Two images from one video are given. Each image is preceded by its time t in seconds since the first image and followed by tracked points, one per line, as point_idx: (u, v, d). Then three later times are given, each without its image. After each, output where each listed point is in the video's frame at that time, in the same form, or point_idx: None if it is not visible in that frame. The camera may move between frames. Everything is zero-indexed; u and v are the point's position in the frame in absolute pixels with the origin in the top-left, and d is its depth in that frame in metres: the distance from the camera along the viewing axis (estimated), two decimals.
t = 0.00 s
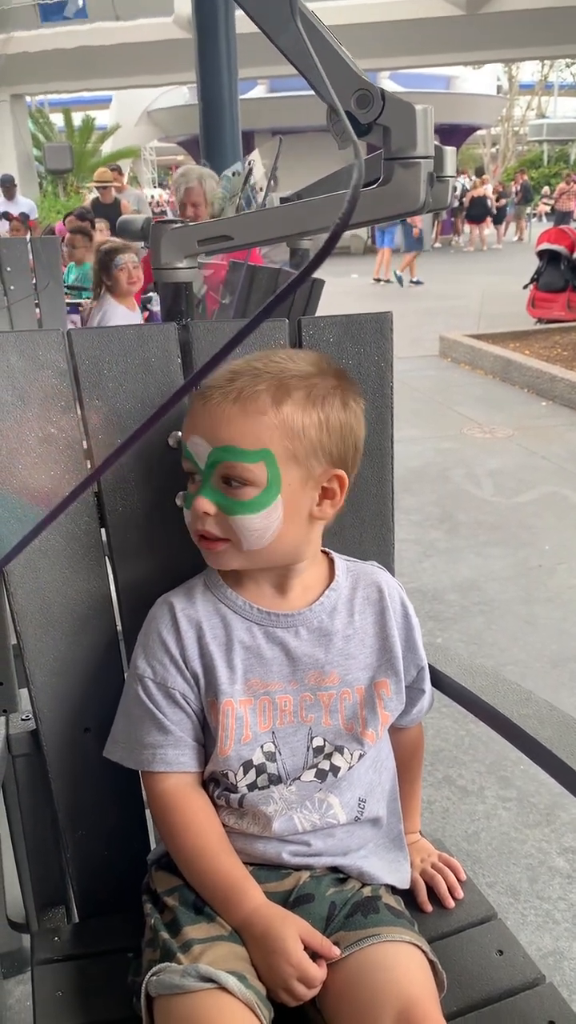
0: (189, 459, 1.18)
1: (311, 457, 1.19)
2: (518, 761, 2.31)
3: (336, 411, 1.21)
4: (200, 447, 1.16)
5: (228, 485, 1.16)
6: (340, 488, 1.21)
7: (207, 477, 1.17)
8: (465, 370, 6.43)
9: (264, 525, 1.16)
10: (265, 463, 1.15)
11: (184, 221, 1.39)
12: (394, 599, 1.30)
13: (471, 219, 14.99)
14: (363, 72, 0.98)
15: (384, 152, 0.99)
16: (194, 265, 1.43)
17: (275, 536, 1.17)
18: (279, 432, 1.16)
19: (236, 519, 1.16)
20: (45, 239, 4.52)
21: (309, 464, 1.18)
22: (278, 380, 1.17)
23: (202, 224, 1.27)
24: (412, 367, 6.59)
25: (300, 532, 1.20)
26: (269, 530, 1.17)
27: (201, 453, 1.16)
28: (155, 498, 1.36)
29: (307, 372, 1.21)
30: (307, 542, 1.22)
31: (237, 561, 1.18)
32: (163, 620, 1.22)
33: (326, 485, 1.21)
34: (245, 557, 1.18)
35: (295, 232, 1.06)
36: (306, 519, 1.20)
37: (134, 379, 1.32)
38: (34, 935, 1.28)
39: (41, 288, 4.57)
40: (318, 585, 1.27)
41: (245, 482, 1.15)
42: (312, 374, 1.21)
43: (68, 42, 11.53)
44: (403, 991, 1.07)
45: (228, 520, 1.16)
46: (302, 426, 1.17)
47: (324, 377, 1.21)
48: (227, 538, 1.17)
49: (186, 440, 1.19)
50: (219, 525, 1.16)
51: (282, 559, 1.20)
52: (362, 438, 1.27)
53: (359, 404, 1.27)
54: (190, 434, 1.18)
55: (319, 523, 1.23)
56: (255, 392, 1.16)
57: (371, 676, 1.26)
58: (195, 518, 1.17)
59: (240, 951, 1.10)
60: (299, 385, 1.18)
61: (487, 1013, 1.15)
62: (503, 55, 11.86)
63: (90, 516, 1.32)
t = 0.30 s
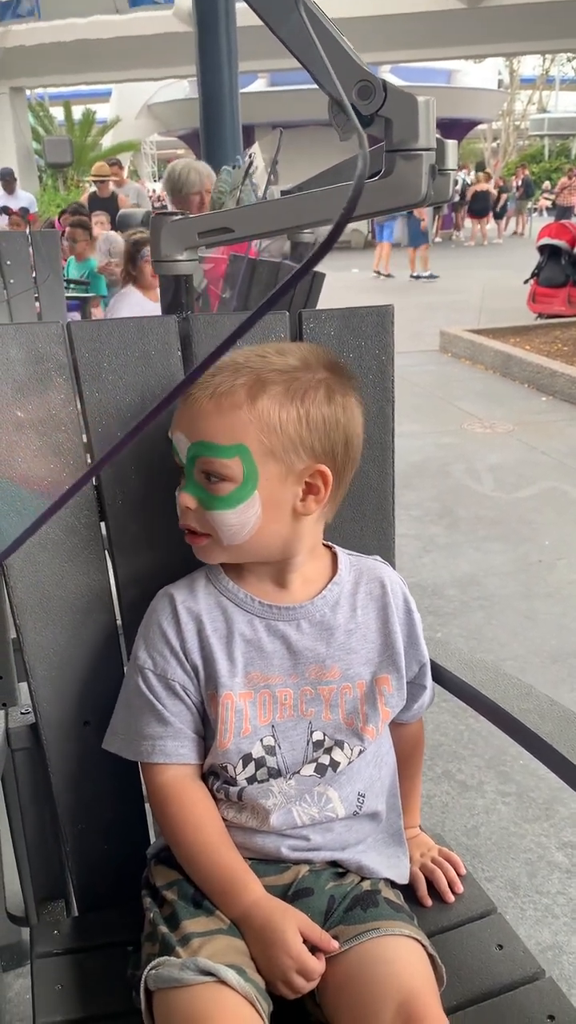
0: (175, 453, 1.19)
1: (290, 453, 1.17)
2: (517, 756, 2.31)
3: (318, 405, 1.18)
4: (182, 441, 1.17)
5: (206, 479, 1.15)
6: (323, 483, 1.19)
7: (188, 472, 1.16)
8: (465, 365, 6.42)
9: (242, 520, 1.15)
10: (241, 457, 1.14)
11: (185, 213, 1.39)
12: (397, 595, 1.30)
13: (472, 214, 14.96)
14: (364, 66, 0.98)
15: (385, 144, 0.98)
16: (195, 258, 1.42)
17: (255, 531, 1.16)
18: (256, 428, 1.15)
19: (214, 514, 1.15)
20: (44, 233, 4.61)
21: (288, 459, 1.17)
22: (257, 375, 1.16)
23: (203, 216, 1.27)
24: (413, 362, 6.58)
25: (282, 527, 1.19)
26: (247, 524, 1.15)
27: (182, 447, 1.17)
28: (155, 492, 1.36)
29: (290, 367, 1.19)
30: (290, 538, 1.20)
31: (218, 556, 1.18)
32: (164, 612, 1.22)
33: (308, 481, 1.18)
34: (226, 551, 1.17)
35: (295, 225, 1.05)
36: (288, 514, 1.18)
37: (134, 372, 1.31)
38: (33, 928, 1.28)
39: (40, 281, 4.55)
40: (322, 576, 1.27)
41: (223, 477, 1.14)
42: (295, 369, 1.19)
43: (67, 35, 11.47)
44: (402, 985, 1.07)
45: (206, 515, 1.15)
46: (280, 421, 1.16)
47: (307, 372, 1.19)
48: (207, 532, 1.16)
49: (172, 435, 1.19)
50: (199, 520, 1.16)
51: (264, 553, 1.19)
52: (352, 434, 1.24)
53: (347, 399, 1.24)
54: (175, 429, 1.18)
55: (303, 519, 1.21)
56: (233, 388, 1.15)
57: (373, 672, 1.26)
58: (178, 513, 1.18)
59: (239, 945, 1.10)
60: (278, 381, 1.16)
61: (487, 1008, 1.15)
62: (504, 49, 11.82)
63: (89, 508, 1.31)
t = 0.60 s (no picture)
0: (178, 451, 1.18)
1: (295, 461, 1.17)
2: (519, 754, 2.31)
3: (325, 413, 1.19)
4: (185, 441, 1.16)
5: (208, 482, 1.15)
6: (327, 493, 1.19)
7: (190, 471, 1.16)
8: (467, 363, 6.41)
9: (241, 525, 1.15)
10: (244, 463, 1.14)
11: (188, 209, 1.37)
12: (401, 596, 1.30)
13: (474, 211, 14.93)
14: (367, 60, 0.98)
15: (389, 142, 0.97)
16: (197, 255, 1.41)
17: (254, 537, 1.16)
18: (262, 434, 1.14)
19: (212, 518, 1.15)
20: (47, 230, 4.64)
21: (293, 466, 1.16)
22: (266, 378, 1.16)
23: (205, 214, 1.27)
24: (414, 360, 6.57)
25: (282, 533, 1.18)
26: (246, 530, 1.15)
27: (185, 447, 1.16)
28: (158, 491, 1.36)
29: (300, 372, 1.19)
30: (291, 544, 1.20)
31: (216, 558, 1.18)
32: (165, 611, 1.22)
33: (311, 488, 1.18)
34: (224, 555, 1.18)
35: (297, 223, 1.05)
36: (289, 521, 1.18)
37: (139, 370, 1.38)
38: (36, 926, 1.29)
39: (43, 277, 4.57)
40: (325, 577, 1.27)
41: (224, 481, 1.14)
42: (305, 375, 1.19)
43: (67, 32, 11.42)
44: (405, 981, 1.07)
45: (206, 517, 1.15)
46: (287, 427, 1.16)
47: (317, 378, 1.19)
48: (205, 534, 1.17)
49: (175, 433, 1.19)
50: (198, 521, 1.16)
51: (263, 556, 1.20)
52: (360, 440, 1.24)
53: (356, 407, 1.24)
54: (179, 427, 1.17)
55: (304, 526, 1.20)
56: (241, 393, 1.14)
57: (375, 675, 1.26)
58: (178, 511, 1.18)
59: (243, 942, 1.10)
60: (286, 388, 1.16)
61: (490, 1005, 1.16)
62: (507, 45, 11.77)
63: (93, 507, 1.31)
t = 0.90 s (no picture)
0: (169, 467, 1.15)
1: (283, 485, 1.12)
2: (522, 753, 2.31)
3: (313, 434, 1.12)
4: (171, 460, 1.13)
5: (193, 503, 1.11)
6: (316, 518, 1.14)
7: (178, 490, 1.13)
8: (471, 361, 6.41)
9: (226, 550, 1.12)
10: (228, 488, 1.09)
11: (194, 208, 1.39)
12: (403, 609, 1.28)
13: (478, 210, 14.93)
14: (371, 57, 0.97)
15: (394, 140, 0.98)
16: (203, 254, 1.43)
17: (241, 560, 1.13)
18: (246, 459, 1.10)
19: (198, 542, 1.12)
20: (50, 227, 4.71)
21: (279, 490, 1.12)
22: (250, 399, 1.11)
23: (210, 213, 1.27)
24: (418, 359, 6.57)
25: (272, 554, 1.15)
26: (232, 553, 1.12)
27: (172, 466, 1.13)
28: (161, 490, 1.36)
29: (288, 389, 1.13)
30: (283, 563, 1.17)
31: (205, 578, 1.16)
32: (164, 614, 1.21)
33: (300, 511, 1.14)
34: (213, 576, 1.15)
35: (301, 222, 1.05)
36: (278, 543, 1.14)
37: (143, 371, 1.34)
38: (41, 923, 1.29)
39: (47, 277, 4.63)
40: (327, 585, 1.26)
41: (209, 505, 1.10)
42: (293, 392, 1.13)
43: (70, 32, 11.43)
44: (411, 978, 1.07)
45: (192, 539, 1.12)
46: (272, 450, 1.10)
47: (305, 396, 1.13)
48: (193, 555, 1.14)
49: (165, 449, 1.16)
50: (185, 542, 1.13)
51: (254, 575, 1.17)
52: (355, 457, 1.18)
53: (352, 422, 1.17)
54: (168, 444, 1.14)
55: (297, 547, 1.17)
56: (224, 416, 1.10)
57: (375, 690, 1.25)
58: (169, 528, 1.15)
59: (248, 939, 1.11)
60: (271, 410, 1.11)
61: (495, 1004, 1.15)
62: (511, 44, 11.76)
63: (97, 506, 1.32)
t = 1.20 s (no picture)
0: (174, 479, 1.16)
1: (287, 492, 1.11)
2: (526, 753, 2.30)
3: (315, 439, 1.12)
4: (175, 473, 1.13)
5: (200, 515, 1.12)
6: (322, 522, 1.14)
7: (184, 503, 1.14)
8: (475, 361, 6.40)
9: (235, 559, 1.12)
10: (233, 499, 1.10)
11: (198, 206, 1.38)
12: (409, 607, 1.27)
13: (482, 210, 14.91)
14: (375, 59, 0.99)
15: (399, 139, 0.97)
16: (208, 253, 1.42)
17: (249, 568, 1.13)
18: (247, 469, 1.09)
19: (205, 552, 1.13)
20: (54, 229, 4.60)
21: (284, 498, 1.11)
22: (250, 409, 1.10)
23: (214, 213, 1.27)
24: (421, 358, 6.56)
25: (279, 560, 1.15)
26: (240, 562, 1.13)
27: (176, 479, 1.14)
28: (166, 488, 1.36)
29: (288, 396, 1.13)
30: (291, 567, 1.17)
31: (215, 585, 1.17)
32: (171, 614, 1.22)
33: (306, 517, 1.13)
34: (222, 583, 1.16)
35: (305, 221, 1.05)
36: (285, 549, 1.14)
37: (148, 369, 1.33)
38: (46, 920, 1.29)
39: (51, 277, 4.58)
40: (333, 584, 1.26)
41: (215, 516, 1.11)
42: (293, 399, 1.13)
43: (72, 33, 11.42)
44: (413, 977, 1.07)
45: (200, 550, 1.13)
46: (274, 459, 1.10)
47: (305, 403, 1.13)
48: (202, 565, 1.15)
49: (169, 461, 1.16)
50: (194, 553, 1.14)
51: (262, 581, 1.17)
52: (359, 458, 1.17)
53: (354, 425, 1.17)
54: (170, 457, 1.14)
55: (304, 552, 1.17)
56: (223, 429, 1.09)
57: (381, 690, 1.25)
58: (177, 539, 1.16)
59: (252, 937, 1.11)
60: (270, 419, 1.10)
61: (498, 1003, 1.15)
62: (515, 43, 11.73)
63: (103, 505, 1.32)
